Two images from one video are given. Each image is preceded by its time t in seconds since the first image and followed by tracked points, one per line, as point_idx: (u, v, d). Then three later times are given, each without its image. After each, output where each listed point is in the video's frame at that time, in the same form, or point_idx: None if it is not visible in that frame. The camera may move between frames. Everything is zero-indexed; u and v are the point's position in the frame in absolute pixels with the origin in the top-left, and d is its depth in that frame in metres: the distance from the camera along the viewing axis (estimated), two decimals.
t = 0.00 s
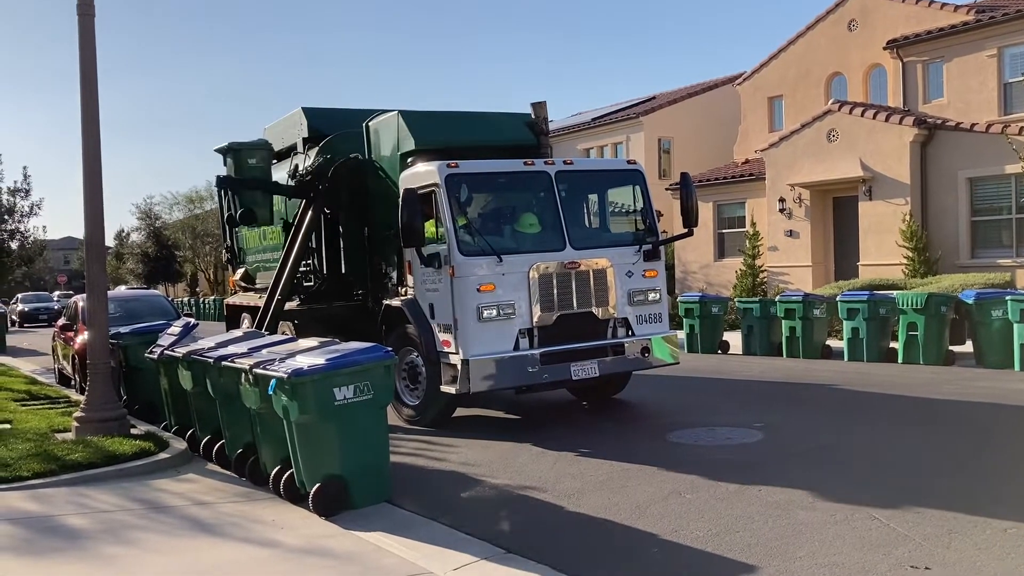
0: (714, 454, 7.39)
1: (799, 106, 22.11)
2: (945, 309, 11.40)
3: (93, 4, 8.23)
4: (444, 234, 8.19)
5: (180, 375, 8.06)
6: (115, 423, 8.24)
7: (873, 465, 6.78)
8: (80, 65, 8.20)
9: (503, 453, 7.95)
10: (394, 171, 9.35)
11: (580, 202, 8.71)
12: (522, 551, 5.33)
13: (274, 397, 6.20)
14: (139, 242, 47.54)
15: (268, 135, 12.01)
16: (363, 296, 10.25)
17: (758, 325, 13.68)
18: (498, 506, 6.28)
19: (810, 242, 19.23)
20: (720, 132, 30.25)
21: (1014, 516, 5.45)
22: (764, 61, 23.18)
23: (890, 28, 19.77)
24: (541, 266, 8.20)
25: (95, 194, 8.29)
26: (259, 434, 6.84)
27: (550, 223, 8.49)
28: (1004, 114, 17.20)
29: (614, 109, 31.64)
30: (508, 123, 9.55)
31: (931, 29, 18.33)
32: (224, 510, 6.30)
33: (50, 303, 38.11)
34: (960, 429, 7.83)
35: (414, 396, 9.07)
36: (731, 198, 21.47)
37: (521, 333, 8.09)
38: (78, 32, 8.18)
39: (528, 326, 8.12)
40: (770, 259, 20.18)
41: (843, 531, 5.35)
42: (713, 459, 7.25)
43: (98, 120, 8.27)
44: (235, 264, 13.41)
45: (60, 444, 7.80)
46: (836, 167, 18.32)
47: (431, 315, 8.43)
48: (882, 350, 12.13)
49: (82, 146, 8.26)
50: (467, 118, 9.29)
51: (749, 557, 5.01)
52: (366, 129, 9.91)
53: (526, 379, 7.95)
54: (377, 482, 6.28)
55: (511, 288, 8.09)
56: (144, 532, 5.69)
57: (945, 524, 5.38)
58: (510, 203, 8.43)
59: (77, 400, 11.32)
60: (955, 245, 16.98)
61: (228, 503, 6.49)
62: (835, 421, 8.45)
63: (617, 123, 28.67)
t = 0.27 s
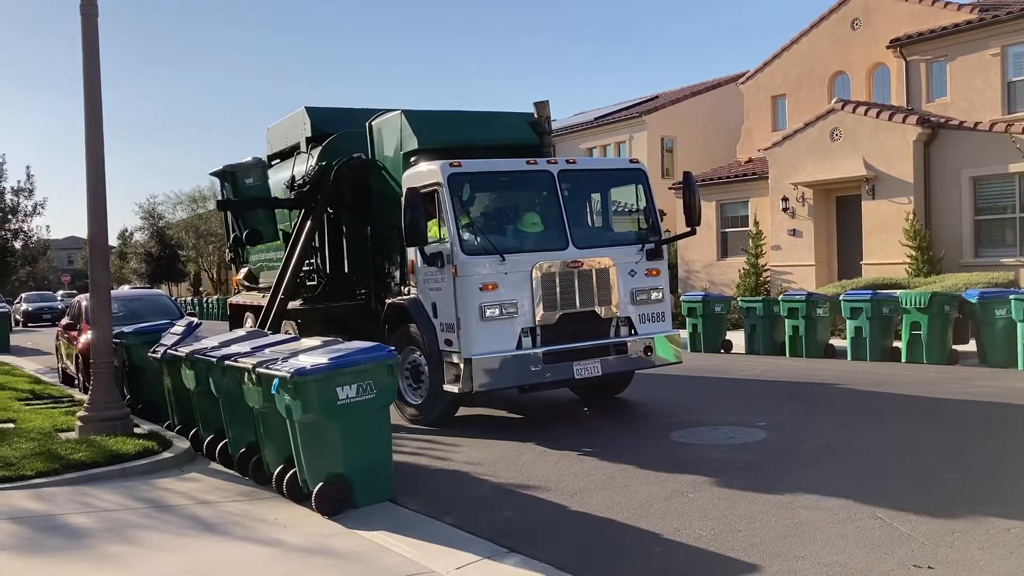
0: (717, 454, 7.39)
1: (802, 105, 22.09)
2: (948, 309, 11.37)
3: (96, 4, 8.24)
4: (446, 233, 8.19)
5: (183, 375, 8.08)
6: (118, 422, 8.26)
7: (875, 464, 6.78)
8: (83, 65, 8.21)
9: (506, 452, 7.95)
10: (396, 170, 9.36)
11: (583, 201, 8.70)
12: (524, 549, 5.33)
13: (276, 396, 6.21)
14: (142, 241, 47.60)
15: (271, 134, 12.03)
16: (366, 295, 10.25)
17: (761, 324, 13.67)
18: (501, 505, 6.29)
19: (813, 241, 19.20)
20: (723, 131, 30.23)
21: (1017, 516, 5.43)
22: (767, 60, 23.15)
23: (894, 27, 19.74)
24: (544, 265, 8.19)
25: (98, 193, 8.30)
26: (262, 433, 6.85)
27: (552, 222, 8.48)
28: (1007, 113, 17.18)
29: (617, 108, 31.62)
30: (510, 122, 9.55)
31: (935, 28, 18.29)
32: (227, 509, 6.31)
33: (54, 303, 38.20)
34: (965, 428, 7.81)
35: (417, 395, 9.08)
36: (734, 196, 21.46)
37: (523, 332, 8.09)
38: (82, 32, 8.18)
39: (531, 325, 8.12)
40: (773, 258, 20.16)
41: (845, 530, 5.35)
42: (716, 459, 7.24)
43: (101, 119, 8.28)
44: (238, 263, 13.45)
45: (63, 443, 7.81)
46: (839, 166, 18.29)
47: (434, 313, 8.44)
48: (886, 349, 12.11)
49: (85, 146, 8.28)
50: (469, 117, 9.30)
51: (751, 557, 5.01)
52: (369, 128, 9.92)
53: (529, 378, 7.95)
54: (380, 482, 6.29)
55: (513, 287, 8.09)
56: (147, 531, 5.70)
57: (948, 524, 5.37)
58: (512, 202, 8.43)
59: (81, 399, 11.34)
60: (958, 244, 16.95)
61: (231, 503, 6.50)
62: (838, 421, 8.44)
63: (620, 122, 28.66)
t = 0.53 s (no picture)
0: (719, 453, 7.39)
1: (804, 105, 22.07)
2: (951, 308, 11.36)
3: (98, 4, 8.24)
4: (448, 232, 8.19)
5: (185, 374, 8.08)
6: (120, 421, 8.26)
7: (877, 464, 6.77)
8: (85, 64, 8.21)
9: (508, 451, 7.94)
10: (399, 169, 9.36)
11: (585, 200, 8.70)
12: (526, 549, 5.33)
13: (278, 395, 6.21)
14: (145, 241, 47.63)
15: (273, 134, 12.04)
16: (368, 294, 10.26)
17: (763, 323, 13.66)
18: (503, 504, 6.29)
19: (815, 240, 19.18)
20: (725, 130, 30.21)
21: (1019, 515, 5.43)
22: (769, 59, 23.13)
23: (896, 26, 19.72)
24: (546, 264, 8.19)
25: (100, 193, 8.30)
26: (264, 432, 6.86)
27: (554, 221, 8.48)
28: (1010, 111, 17.16)
29: (618, 107, 31.62)
30: (513, 121, 9.55)
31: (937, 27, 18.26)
32: (230, 508, 6.31)
33: (56, 302, 38.24)
34: (967, 427, 7.80)
35: (419, 395, 9.07)
36: (736, 195, 21.44)
37: (525, 331, 8.09)
38: (83, 32, 8.19)
39: (533, 324, 8.12)
40: (775, 257, 20.14)
41: (847, 530, 5.35)
42: (718, 458, 7.24)
43: (103, 118, 8.28)
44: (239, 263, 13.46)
45: (66, 442, 7.82)
46: (841, 165, 18.27)
47: (436, 313, 8.44)
48: (888, 348, 12.10)
49: (87, 145, 8.28)
50: (471, 116, 9.30)
51: (753, 556, 5.01)
52: (372, 127, 9.94)
53: (531, 377, 7.95)
54: (382, 481, 6.29)
55: (515, 286, 8.09)
56: (149, 530, 5.70)
57: (950, 523, 5.37)
58: (515, 201, 8.43)
59: (83, 398, 11.36)
60: (960, 243, 16.93)
61: (233, 502, 6.50)
62: (840, 420, 8.43)
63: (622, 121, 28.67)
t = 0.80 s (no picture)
0: (720, 452, 7.39)
1: (805, 104, 22.07)
2: (951, 307, 11.36)
3: (99, 3, 8.24)
4: (449, 232, 8.19)
5: (186, 373, 8.08)
6: (121, 420, 8.27)
7: (878, 464, 6.77)
8: (86, 64, 8.22)
9: (508, 450, 7.95)
10: (399, 169, 9.37)
11: (585, 199, 8.70)
12: (526, 548, 5.33)
13: (279, 395, 6.22)
14: (145, 239, 47.62)
15: (274, 133, 12.05)
16: (369, 294, 10.27)
17: (764, 322, 13.66)
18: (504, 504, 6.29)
19: (816, 240, 19.17)
20: (725, 129, 30.21)
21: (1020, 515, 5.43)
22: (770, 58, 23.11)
23: (896, 25, 19.72)
24: (546, 264, 8.19)
25: (101, 192, 8.31)
26: (264, 432, 6.86)
27: (555, 221, 8.49)
28: (1010, 111, 17.16)
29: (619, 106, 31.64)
30: (513, 121, 9.56)
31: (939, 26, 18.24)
32: (230, 507, 6.31)
33: (57, 301, 38.27)
34: (968, 427, 7.79)
35: (419, 394, 9.08)
36: (737, 195, 21.44)
37: (526, 331, 8.10)
38: (84, 31, 8.19)
39: (533, 324, 8.13)
40: (775, 257, 20.14)
41: (848, 529, 5.35)
42: (718, 457, 7.24)
43: (104, 117, 8.29)
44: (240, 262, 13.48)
45: (67, 441, 7.83)
46: (841, 165, 18.27)
47: (437, 312, 8.44)
48: (889, 348, 12.10)
49: (88, 144, 8.28)
50: (472, 116, 9.31)
51: (753, 555, 5.01)
52: (372, 126, 9.94)
53: (532, 377, 7.95)
54: (382, 481, 6.29)
55: (516, 286, 8.09)
56: (150, 529, 5.71)
57: (950, 523, 5.37)
58: (515, 201, 8.43)
59: (84, 398, 11.37)
60: (961, 242, 16.92)
61: (234, 501, 6.50)
62: (840, 419, 8.43)
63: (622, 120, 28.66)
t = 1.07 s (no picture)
0: (719, 452, 7.39)
1: (805, 104, 22.06)
2: (950, 307, 11.36)
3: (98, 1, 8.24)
4: (448, 230, 8.19)
5: (185, 372, 8.08)
6: (121, 419, 8.26)
7: (877, 463, 6.77)
8: (85, 62, 8.21)
9: (507, 450, 7.94)
10: (399, 168, 9.37)
11: (584, 199, 8.70)
12: (525, 548, 5.33)
13: (278, 393, 6.22)
14: (145, 238, 47.57)
15: (273, 132, 12.04)
16: (368, 293, 10.27)
17: (763, 322, 13.66)
18: (503, 503, 6.29)
19: (815, 239, 19.18)
20: (725, 129, 30.21)
21: (1018, 514, 5.43)
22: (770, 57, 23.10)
23: (896, 24, 19.71)
24: (546, 263, 8.19)
25: (100, 190, 8.29)
26: (263, 430, 6.86)
27: (554, 220, 8.49)
28: (1010, 111, 17.16)
29: (619, 105, 31.62)
30: (513, 120, 9.55)
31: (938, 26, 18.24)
32: (230, 506, 6.31)
33: (57, 299, 38.25)
34: (967, 427, 7.80)
35: (418, 393, 9.07)
36: (736, 194, 21.44)
37: (525, 330, 8.09)
38: (84, 30, 8.18)
39: (533, 323, 8.12)
40: (775, 256, 20.15)
41: (846, 529, 5.35)
42: (717, 457, 7.24)
43: (103, 116, 8.28)
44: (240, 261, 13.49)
45: (66, 440, 7.83)
46: (841, 164, 18.26)
47: (436, 311, 8.44)
48: (888, 348, 12.10)
49: (87, 142, 8.27)
50: (472, 115, 9.30)
51: (752, 555, 5.01)
52: (371, 125, 9.92)
53: (531, 376, 7.95)
54: (382, 480, 6.29)
55: (515, 285, 8.09)
56: (148, 528, 5.70)
57: (949, 522, 5.37)
58: (515, 200, 8.43)
59: (83, 396, 11.37)
60: (960, 242, 16.92)
61: (233, 500, 6.50)
62: (839, 419, 8.44)
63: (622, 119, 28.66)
